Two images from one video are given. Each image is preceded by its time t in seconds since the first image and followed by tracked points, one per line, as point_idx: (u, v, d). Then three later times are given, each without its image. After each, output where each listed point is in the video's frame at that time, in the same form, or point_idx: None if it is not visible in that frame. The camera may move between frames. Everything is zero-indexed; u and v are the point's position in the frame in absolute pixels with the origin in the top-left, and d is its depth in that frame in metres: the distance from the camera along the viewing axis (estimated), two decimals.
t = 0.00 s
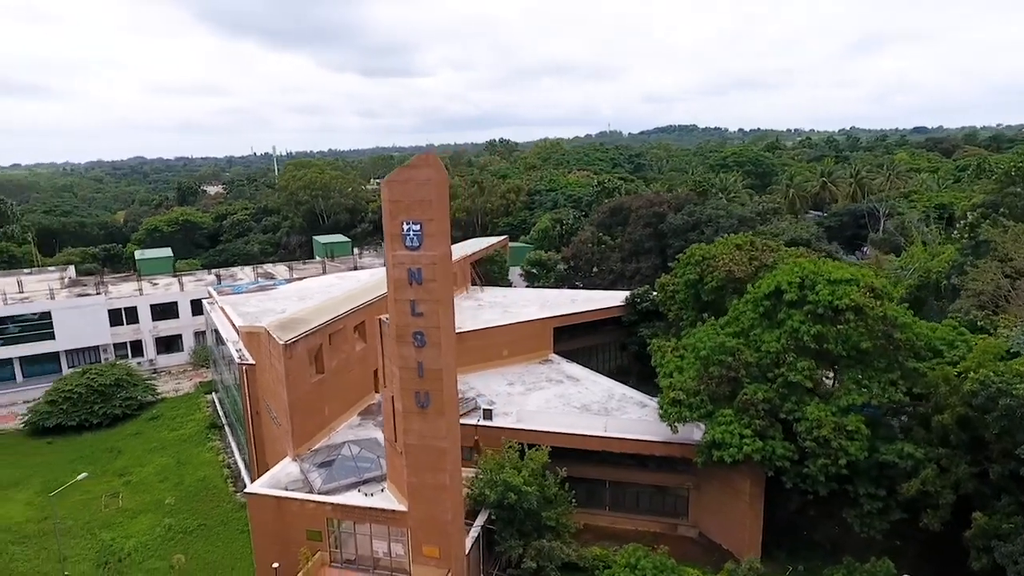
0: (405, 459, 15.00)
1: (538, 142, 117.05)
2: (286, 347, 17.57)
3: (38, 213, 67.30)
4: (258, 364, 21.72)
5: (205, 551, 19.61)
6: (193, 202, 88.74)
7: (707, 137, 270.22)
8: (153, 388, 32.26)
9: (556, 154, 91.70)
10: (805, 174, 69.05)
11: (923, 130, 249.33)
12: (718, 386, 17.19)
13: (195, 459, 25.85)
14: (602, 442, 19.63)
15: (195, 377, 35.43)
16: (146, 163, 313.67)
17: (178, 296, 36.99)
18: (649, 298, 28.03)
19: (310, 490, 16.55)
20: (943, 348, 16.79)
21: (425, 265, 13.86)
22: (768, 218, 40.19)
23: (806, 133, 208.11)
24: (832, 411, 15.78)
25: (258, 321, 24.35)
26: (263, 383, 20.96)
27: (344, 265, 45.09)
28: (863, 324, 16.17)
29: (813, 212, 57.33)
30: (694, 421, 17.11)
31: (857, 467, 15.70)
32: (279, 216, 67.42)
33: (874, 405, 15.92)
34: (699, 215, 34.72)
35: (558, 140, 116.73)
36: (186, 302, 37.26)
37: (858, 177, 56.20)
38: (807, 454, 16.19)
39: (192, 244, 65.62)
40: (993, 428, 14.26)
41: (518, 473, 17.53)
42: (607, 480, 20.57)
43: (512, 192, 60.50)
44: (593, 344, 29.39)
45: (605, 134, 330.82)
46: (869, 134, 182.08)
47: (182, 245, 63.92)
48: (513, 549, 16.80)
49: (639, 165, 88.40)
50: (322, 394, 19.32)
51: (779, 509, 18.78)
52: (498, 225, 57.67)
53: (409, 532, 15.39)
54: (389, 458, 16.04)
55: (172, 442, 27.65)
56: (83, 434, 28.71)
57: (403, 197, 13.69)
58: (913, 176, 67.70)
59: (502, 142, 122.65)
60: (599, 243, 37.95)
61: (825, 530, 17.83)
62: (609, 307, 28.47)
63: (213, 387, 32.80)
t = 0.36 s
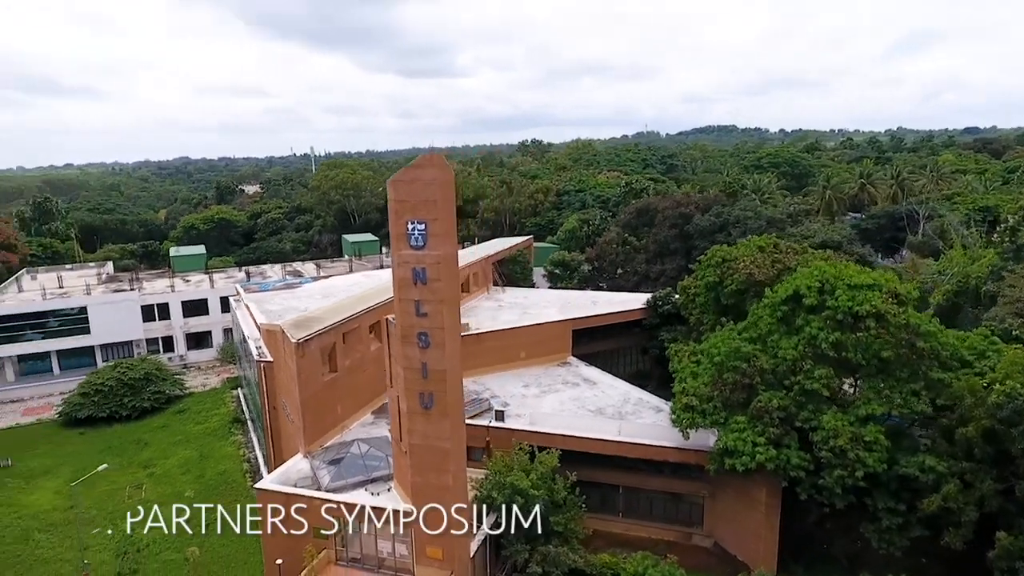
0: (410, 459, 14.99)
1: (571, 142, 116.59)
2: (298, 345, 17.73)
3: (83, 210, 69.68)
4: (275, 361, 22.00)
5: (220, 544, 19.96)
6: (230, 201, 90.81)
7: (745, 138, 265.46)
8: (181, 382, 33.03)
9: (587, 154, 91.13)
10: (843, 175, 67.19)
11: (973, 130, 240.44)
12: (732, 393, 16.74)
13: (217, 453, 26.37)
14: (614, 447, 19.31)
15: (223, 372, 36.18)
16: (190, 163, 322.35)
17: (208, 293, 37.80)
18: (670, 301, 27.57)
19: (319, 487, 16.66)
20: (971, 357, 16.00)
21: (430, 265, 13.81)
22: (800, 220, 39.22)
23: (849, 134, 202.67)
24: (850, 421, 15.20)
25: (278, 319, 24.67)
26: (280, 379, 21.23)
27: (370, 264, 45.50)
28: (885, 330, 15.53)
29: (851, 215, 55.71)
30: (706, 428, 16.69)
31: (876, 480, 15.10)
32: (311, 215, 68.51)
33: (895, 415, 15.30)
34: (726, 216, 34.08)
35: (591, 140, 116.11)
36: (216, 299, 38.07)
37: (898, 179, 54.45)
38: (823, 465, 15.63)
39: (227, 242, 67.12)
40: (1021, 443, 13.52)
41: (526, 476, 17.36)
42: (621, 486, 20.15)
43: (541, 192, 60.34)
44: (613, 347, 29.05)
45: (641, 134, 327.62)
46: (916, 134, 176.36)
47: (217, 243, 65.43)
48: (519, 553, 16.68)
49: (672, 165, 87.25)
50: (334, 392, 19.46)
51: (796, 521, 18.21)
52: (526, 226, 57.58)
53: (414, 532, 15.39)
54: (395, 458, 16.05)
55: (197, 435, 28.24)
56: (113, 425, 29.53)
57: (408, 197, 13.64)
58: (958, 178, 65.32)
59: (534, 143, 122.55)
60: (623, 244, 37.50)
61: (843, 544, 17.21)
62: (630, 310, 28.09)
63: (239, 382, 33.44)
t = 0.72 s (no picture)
0: (411, 458, 14.95)
1: (597, 142, 115.96)
2: (306, 342, 17.83)
3: (116, 208, 71.41)
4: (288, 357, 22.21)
5: (230, 539, 20.21)
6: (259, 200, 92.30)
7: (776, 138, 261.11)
8: (202, 377, 33.58)
9: (613, 155, 90.52)
10: (875, 177, 65.57)
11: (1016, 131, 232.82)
12: (742, 398, 16.35)
13: (233, 447, 26.75)
14: (623, 451, 19.03)
15: (244, 368, 36.74)
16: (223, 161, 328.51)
17: (231, 290, 38.41)
18: (687, 303, 27.16)
19: (323, 485, 16.77)
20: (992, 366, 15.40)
21: (431, 264, 13.79)
22: (825, 222, 38.38)
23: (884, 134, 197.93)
24: (863, 429, 14.71)
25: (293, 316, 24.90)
26: (291, 376, 21.40)
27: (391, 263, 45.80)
28: (900, 337, 15.02)
29: (882, 218, 54.30)
30: (715, 434, 16.32)
31: (889, 492, 14.61)
32: (336, 214, 69.25)
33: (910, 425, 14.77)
34: (748, 218, 33.50)
35: (617, 141, 115.30)
36: (238, 296, 38.67)
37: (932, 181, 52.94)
38: (835, 475, 15.17)
39: (254, 240, 68.23)
40: None
41: (530, 478, 17.20)
42: (630, 490, 19.67)
43: (563, 192, 60.08)
44: (628, 349, 28.73)
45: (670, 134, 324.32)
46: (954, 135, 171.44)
47: (245, 241, 66.54)
48: (522, 556, 16.59)
49: (699, 166, 86.19)
50: (342, 390, 19.54)
51: (808, 532, 17.72)
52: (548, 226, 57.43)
53: (415, 532, 15.33)
54: (398, 457, 16.04)
55: (215, 430, 28.68)
56: (135, 418, 30.14)
57: (410, 196, 13.62)
58: (996, 180, 63.28)
59: (559, 143, 122.25)
60: (643, 245, 37.09)
61: (857, 556, 16.71)
62: (646, 312, 27.74)
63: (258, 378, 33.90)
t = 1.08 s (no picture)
0: (417, 458, 14.96)
1: (633, 142, 114.79)
2: (321, 339, 17.99)
3: (160, 206, 73.74)
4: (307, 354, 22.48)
5: (248, 532, 20.54)
6: (296, 199, 93.99)
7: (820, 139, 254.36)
8: (232, 372, 34.35)
9: (647, 155, 89.40)
10: (920, 179, 63.22)
11: None
12: (758, 405, 15.86)
13: (257, 442, 27.24)
14: (637, 455, 18.68)
15: (273, 363, 37.46)
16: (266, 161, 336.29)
17: (262, 287, 39.16)
18: (712, 307, 26.57)
19: (334, 481, 16.90)
20: None
21: (437, 264, 13.75)
22: (862, 225, 37.18)
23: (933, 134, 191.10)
24: (883, 441, 14.10)
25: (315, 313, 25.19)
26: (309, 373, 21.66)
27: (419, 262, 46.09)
28: (925, 346, 14.35)
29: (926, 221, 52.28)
30: (729, 441, 15.86)
31: (911, 506, 14.00)
32: (369, 213, 70.06)
33: (935, 438, 14.09)
34: (779, 220, 32.63)
35: (653, 141, 113.90)
36: (269, 293, 39.40)
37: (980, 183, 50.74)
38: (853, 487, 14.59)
39: (289, 238, 69.54)
40: None
41: (541, 481, 17.01)
42: (646, 495, 19.26)
43: (594, 193, 59.62)
44: (651, 353, 28.28)
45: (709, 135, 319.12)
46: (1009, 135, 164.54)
47: (280, 239, 67.83)
48: (530, 559, 16.39)
49: (736, 167, 84.50)
50: (357, 388, 19.66)
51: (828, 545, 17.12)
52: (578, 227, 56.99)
53: (421, 531, 15.32)
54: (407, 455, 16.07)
55: (241, 424, 29.25)
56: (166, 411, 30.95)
57: (417, 196, 13.63)
58: None
59: (594, 143, 121.46)
60: (671, 247, 36.47)
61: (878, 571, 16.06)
62: (669, 315, 27.25)
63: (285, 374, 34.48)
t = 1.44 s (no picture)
0: (424, 457, 14.99)
1: (667, 142, 113.39)
2: (335, 337, 18.14)
3: (198, 204, 75.68)
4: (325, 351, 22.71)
5: (263, 525, 20.84)
6: (330, 198, 95.43)
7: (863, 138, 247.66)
8: (259, 367, 35.00)
9: (681, 156, 88.27)
10: (967, 179, 60.82)
11: None
12: (774, 412, 15.40)
13: (279, 436, 27.70)
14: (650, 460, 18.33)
15: (300, 360, 38.06)
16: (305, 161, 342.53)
17: (290, 284, 39.79)
18: (736, 310, 26.00)
19: (346, 478, 17.04)
20: None
21: (444, 264, 13.73)
22: (899, 227, 35.99)
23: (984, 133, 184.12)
24: (903, 452, 13.57)
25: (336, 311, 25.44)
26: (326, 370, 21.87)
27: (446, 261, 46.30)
28: (950, 354, 13.75)
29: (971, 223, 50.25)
30: (743, 448, 15.47)
31: (930, 521, 13.45)
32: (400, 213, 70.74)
33: (958, 451, 13.50)
34: (811, 222, 31.74)
35: (687, 140, 112.28)
36: (297, 290, 40.01)
37: None
38: (871, 499, 14.07)
39: (322, 237, 70.60)
40: None
41: (551, 482, 16.88)
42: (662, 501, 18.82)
43: (624, 193, 59.01)
44: (673, 356, 27.81)
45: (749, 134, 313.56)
46: None
47: (313, 237, 68.95)
48: (538, 562, 16.29)
49: (772, 167, 82.67)
50: (371, 386, 19.77)
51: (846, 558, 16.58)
52: (606, 227, 56.57)
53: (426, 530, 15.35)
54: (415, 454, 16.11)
55: (265, 418, 29.77)
56: (195, 404, 31.69)
57: (424, 196, 13.59)
58: None
59: (628, 144, 120.45)
60: (698, 249, 35.82)
61: None
62: (692, 318, 26.77)
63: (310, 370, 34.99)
